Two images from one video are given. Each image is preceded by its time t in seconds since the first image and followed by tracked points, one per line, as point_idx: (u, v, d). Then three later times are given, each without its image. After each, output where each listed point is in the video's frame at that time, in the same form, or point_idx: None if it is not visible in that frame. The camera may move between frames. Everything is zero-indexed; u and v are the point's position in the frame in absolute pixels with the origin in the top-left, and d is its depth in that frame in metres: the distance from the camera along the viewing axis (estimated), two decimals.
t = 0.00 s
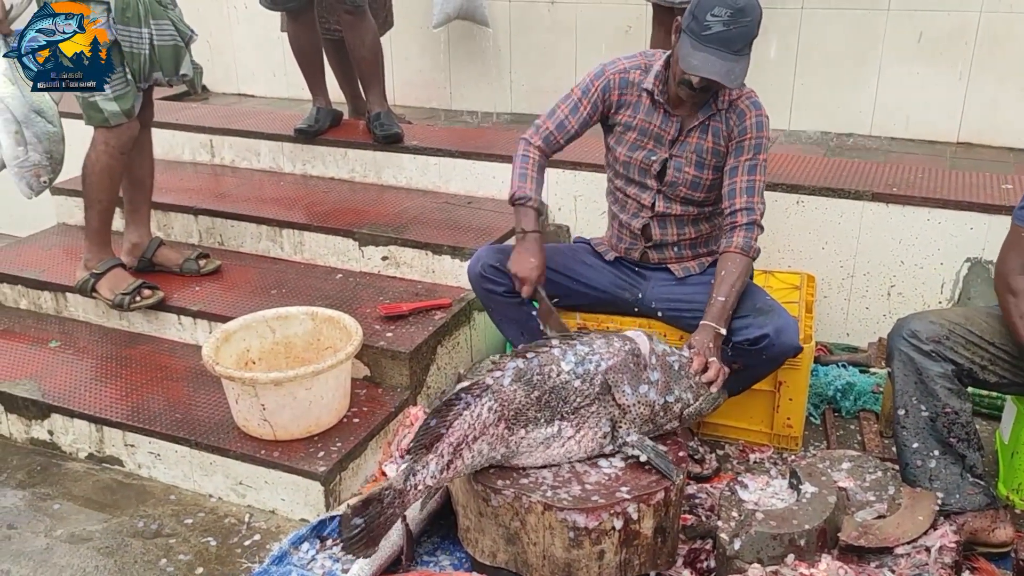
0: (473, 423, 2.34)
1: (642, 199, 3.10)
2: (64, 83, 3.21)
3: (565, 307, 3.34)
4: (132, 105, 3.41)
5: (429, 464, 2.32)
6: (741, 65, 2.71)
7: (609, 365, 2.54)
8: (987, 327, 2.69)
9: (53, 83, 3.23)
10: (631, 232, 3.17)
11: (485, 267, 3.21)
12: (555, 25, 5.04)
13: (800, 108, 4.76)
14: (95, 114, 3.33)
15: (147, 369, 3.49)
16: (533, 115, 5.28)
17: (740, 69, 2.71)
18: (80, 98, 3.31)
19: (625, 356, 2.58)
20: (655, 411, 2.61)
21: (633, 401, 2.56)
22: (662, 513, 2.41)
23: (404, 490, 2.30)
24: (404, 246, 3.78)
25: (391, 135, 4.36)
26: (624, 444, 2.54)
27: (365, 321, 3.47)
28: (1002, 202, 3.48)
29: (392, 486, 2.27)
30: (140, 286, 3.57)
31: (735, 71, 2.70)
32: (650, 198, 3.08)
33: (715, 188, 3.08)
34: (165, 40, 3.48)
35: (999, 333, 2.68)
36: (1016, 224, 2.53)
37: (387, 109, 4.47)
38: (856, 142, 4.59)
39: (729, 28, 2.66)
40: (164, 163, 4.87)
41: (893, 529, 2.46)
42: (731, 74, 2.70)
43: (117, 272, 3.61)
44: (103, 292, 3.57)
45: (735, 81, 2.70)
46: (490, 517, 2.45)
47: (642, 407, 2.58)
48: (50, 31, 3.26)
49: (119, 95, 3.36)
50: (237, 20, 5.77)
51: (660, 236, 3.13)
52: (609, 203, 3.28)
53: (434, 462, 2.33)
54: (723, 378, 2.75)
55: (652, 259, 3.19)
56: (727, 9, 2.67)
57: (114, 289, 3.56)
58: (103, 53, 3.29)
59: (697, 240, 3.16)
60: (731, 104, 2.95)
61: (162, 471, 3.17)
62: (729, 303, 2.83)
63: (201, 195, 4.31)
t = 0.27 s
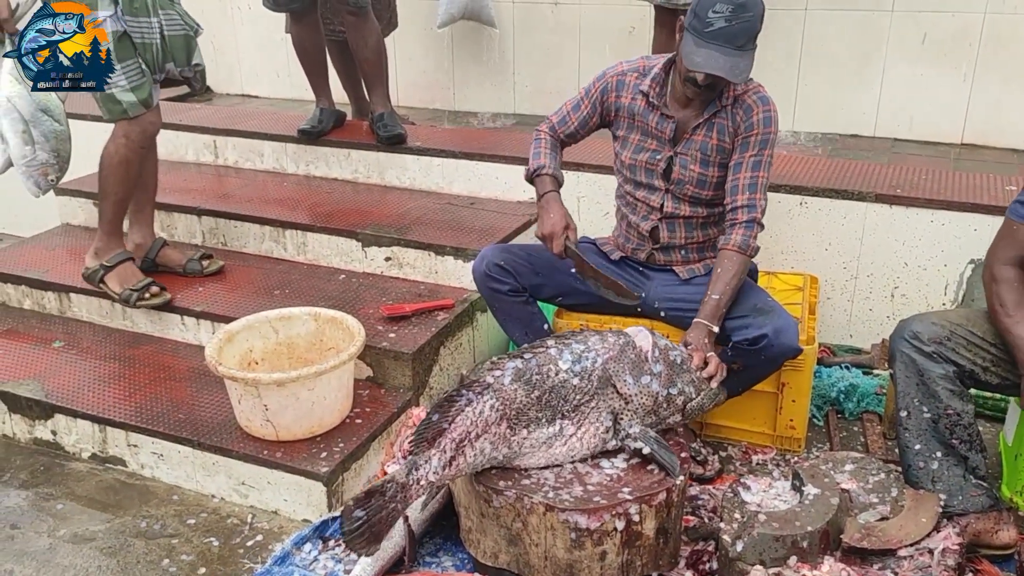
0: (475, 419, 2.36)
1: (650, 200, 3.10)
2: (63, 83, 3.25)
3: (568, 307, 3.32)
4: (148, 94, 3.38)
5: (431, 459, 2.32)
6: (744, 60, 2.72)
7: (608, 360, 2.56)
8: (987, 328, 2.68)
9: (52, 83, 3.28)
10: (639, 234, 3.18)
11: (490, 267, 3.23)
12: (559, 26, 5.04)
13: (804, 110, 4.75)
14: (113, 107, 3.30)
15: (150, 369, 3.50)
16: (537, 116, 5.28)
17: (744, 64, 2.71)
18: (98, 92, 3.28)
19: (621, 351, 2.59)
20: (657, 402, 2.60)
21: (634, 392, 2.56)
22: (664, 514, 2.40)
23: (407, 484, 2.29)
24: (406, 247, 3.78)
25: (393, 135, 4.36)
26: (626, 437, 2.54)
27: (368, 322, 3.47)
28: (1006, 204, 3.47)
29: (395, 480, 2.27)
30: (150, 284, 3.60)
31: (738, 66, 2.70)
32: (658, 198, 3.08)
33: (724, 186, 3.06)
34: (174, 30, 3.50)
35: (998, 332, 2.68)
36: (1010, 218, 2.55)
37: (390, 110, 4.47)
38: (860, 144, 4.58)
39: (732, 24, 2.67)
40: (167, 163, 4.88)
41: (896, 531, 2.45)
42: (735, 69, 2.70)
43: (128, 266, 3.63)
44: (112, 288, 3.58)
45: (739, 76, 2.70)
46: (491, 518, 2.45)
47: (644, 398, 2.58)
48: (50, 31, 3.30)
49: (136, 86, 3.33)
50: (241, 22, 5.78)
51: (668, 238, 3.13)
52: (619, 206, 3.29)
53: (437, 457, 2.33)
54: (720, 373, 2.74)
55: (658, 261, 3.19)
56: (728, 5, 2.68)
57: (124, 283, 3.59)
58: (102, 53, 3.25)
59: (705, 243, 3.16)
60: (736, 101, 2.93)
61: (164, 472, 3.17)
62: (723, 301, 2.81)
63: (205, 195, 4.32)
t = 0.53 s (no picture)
0: (477, 416, 2.33)
1: (653, 204, 3.10)
2: (64, 83, 3.24)
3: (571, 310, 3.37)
4: (157, 91, 3.41)
5: (436, 458, 2.29)
6: (733, 56, 2.72)
7: (600, 349, 2.57)
8: (984, 329, 2.68)
9: (53, 83, 3.26)
10: (643, 236, 3.17)
11: (496, 272, 3.22)
12: (561, 28, 5.05)
13: (807, 111, 4.75)
14: (123, 105, 3.34)
15: (153, 369, 3.50)
16: (540, 117, 5.29)
17: (733, 60, 2.72)
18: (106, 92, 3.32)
19: (611, 340, 2.61)
20: (652, 386, 2.62)
21: (631, 378, 2.58)
22: (666, 514, 2.40)
23: (409, 483, 2.25)
24: (409, 248, 3.78)
25: (396, 137, 4.37)
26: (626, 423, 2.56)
27: (370, 322, 3.47)
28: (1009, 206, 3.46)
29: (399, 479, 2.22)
30: (209, 276, 3.64)
31: (727, 62, 2.71)
32: (661, 202, 3.08)
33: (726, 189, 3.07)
34: (180, 29, 3.50)
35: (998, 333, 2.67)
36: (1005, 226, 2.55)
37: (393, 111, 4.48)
38: (863, 145, 4.58)
39: (718, 22, 2.68)
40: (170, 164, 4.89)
41: (898, 533, 2.45)
42: (724, 66, 2.71)
43: (178, 268, 3.65)
44: (175, 289, 3.60)
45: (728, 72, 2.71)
46: (493, 518, 2.45)
47: (639, 384, 2.60)
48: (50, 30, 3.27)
49: (144, 84, 3.36)
50: (244, 23, 5.79)
51: (672, 241, 3.12)
52: (621, 211, 3.28)
53: (442, 456, 2.30)
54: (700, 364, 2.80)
55: (661, 263, 3.18)
56: (714, 3, 2.70)
57: (185, 283, 3.61)
58: (102, 53, 3.24)
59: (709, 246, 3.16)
60: (736, 104, 2.95)
61: (166, 472, 3.18)
62: (705, 302, 2.87)
63: (208, 196, 4.32)
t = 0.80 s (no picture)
0: (471, 410, 2.34)
1: (653, 204, 3.10)
2: (64, 83, 3.28)
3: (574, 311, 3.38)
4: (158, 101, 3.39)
5: (432, 450, 2.30)
6: (726, 54, 2.72)
7: (601, 350, 2.56)
8: (985, 329, 2.68)
9: (53, 83, 3.31)
10: (644, 238, 3.17)
11: (497, 273, 3.22)
12: (564, 29, 5.05)
13: (809, 113, 4.76)
14: (125, 113, 3.33)
15: (155, 370, 3.51)
16: (542, 118, 5.29)
17: (725, 58, 2.72)
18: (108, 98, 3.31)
19: (612, 341, 2.59)
20: (653, 392, 2.60)
21: (632, 382, 2.56)
22: (668, 515, 2.41)
23: (406, 473, 2.27)
24: (411, 248, 3.79)
25: (398, 138, 4.37)
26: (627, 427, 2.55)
27: (372, 323, 3.48)
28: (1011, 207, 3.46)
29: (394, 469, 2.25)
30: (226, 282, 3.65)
31: (719, 60, 2.72)
32: (660, 202, 3.08)
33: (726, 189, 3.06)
34: (188, 39, 3.50)
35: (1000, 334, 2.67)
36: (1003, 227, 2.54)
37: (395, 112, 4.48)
38: (865, 147, 4.58)
39: (708, 20, 2.68)
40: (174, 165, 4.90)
41: (900, 534, 2.45)
42: (717, 64, 2.72)
43: (193, 273, 3.66)
44: (187, 293, 3.61)
45: (721, 70, 2.72)
46: (495, 519, 2.46)
47: (641, 390, 2.58)
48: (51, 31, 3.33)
49: (147, 93, 3.36)
50: (247, 24, 5.80)
51: (672, 241, 3.12)
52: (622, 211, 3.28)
53: (438, 448, 2.31)
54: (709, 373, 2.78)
55: (663, 265, 3.18)
56: (704, 2, 2.70)
57: (198, 288, 3.62)
58: (102, 53, 3.24)
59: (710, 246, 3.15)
60: (735, 104, 2.94)
61: (169, 471, 3.18)
62: (718, 309, 2.86)
63: (210, 197, 4.34)
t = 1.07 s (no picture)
0: (474, 414, 2.35)
1: (654, 205, 3.11)
2: (64, 83, 3.21)
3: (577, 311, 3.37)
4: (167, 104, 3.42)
5: (428, 450, 2.33)
6: (731, 55, 2.74)
7: (611, 357, 2.59)
8: (987, 327, 2.68)
9: (53, 83, 3.22)
10: (645, 238, 3.18)
11: (500, 275, 3.23)
12: (567, 30, 5.06)
13: (812, 114, 4.76)
14: (133, 116, 3.34)
15: (159, 370, 3.52)
16: (545, 120, 5.30)
17: (730, 59, 2.74)
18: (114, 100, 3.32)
19: (623, 349, 2.63)
20: (659, 400, 2.66)
21: (639, 391, 2.61)
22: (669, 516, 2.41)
23: (396, 469, 2.31)
24: (414, 249, 3.80)
25: (401, 139, 4.38)
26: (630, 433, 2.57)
27: (375, 324, 3.49)
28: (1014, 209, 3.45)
29: (386, 463, 2.28)
30: (229, 283, 3.66)
31: (725, 62, 2.72)
32: (662, 203, 3.09)
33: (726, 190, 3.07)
34: (199, 43, 3.53)
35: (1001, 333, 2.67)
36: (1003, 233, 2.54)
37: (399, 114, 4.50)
38: (868, 148, 4.58)
39: (715, 22, 2.69)
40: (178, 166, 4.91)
41: (902, 535, 2.46)
42: (723, 65, 2.72)
43: (197, 274, 3.67)
44: (190, 293, 3.62)
45: (727, 71, 2.73)
46: (497, 519, 2.46)
47: (647, 397, 2.63)
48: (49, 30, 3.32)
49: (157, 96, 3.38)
50: (251, 26, 5.82)
51: (674, 241, 3.13)
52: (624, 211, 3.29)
53: (435, 449, 2.33)
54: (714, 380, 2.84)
55: (665, 266, 3.19)
56: (710, 4, 2.71)
57: (202, 288, 3.63)
58: (102, 53, 3.24)
59: (710, 246, 3.16)
60: (735, 105, 2.95)
61: (172, 471, 3.19)
62: (724, 312, 2.89)
63: (214, 198, 4.35)
